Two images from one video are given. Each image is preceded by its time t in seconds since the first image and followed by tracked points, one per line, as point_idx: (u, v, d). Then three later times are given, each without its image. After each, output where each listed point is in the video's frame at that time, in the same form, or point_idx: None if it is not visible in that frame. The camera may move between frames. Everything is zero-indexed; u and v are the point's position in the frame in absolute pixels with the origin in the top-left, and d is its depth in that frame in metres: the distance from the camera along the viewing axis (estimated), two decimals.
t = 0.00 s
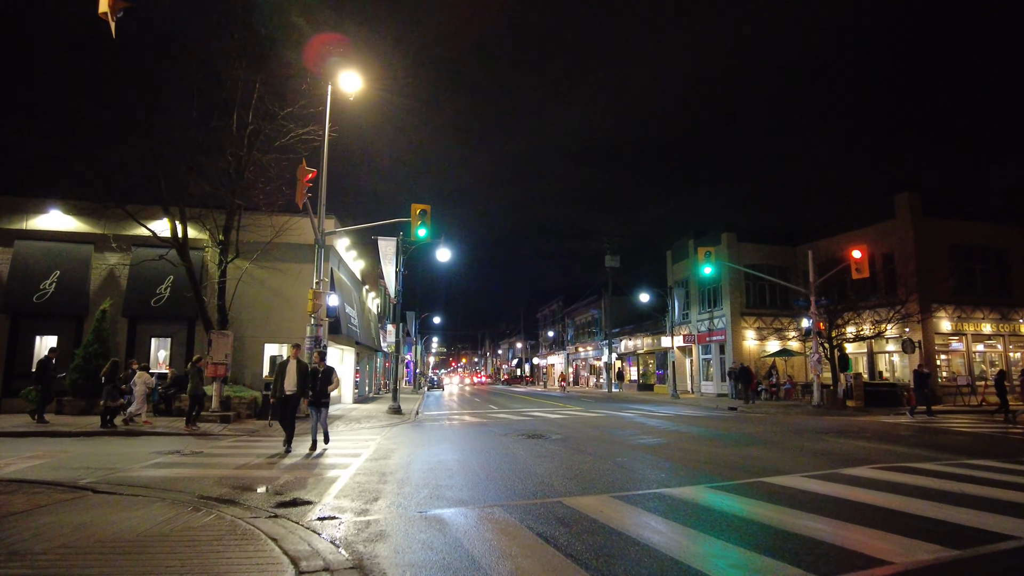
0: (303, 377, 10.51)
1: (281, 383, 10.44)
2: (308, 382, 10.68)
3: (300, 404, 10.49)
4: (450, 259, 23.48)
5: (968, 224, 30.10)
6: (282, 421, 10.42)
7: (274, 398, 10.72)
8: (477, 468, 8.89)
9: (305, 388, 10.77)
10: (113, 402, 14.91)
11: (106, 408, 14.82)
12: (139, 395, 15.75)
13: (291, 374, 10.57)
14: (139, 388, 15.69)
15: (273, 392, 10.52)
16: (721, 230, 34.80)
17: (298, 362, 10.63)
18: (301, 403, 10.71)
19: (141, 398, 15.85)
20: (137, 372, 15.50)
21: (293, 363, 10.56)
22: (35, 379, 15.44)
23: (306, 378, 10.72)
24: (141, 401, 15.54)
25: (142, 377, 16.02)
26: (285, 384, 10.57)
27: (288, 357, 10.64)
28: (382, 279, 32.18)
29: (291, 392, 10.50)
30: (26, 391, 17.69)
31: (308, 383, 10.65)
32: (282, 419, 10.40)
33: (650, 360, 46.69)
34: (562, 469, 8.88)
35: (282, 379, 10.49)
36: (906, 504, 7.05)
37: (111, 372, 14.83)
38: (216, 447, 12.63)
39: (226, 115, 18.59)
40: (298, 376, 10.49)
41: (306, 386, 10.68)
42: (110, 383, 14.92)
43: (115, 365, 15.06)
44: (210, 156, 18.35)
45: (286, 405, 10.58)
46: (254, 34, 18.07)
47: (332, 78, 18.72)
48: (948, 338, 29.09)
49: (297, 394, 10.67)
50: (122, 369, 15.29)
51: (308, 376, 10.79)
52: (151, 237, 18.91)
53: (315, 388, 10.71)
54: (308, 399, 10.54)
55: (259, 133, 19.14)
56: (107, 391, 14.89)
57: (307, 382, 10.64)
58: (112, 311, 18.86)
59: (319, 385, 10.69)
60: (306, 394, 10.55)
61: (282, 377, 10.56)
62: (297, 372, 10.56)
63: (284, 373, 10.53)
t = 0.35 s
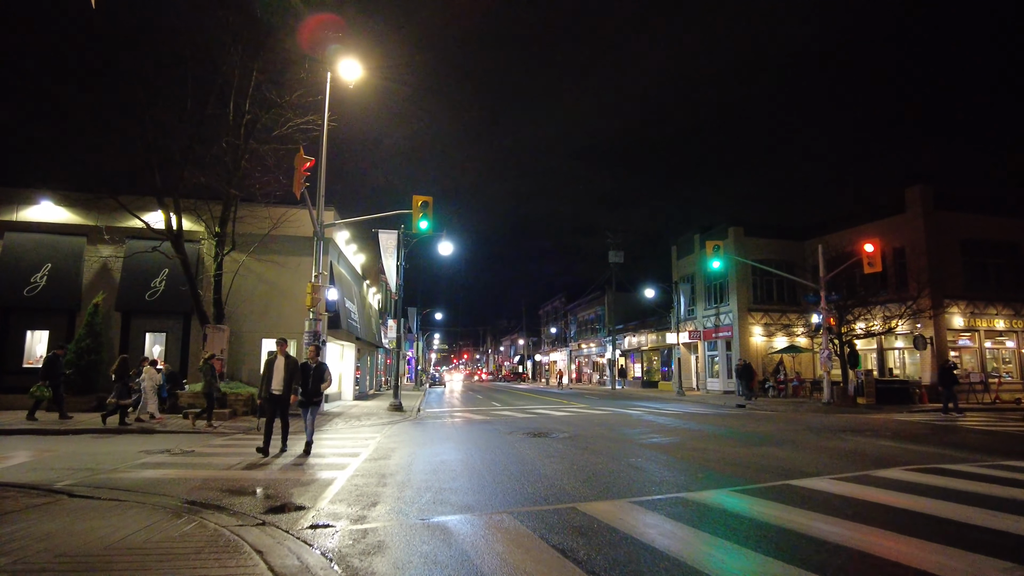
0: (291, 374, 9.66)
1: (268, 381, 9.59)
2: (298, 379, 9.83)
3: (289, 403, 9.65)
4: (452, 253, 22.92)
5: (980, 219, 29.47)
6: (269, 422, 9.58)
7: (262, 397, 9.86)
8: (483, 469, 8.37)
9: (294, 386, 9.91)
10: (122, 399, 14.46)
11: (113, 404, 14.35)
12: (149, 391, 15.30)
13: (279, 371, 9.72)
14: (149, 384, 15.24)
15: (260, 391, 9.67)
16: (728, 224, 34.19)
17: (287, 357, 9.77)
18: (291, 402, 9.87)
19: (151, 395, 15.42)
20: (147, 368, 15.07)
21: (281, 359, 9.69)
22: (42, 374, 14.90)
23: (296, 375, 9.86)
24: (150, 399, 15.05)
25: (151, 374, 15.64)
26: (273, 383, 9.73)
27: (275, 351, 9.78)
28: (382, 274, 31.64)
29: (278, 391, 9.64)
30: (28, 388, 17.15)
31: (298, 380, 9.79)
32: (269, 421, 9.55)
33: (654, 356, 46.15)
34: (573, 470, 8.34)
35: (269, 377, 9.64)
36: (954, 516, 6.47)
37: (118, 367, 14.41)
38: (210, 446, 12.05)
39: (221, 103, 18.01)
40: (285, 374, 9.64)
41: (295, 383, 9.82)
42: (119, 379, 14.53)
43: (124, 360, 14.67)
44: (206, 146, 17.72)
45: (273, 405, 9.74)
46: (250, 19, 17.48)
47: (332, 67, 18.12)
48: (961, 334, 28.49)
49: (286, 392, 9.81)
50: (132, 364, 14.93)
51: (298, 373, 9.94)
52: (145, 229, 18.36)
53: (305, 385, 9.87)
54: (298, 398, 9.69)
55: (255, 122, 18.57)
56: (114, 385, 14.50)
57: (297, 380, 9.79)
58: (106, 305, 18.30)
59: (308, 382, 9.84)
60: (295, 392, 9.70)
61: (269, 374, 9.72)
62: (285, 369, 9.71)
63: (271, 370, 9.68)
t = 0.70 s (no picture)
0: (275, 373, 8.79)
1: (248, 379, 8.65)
2: (282, 378, 8.97)
3: (272, 405, 8.76)
4: (452, 249, 22.42)
5: (989, 215, 28.97)
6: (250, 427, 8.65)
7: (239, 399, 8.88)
8: (484, 476, 7.87)
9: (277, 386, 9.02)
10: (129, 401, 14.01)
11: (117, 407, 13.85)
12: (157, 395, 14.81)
13: (260, 369, 8.76)
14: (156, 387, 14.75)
15: (239, 392, 8.71)
16: (732, 221, 33.68)
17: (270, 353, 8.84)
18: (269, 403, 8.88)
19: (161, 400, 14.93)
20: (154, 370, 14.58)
21: (263, 356, 8.74)
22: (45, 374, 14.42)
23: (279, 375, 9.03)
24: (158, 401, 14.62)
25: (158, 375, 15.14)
26: (251, 382, 8.74)
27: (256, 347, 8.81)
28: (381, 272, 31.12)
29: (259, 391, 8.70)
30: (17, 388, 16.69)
31: (281, 379, 8.92)
32: (250, 424, 8.63)
33: (656, 355, 45.67)
34: (580, 478, 7.85)
35: (248, 376, 8.67)
36: (992, 529, 5.98)
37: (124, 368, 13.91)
38: (198, 448, 11.51)
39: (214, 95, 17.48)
40: (269, 371, 8.73)
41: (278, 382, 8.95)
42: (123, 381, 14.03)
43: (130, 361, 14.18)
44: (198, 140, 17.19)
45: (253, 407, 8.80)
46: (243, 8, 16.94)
47: (328, 58, 17.63)
48: (969, 332, 27.99)
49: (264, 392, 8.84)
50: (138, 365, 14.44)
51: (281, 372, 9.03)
52: (136, 225, 17.83)
53: (289, 384, 9.09)
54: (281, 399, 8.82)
55: (249, 115, 18.04)
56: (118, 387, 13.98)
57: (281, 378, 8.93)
58: (95, 303, 17.77)
59: (293, 381, 9.05)
60: (278, 392, 8.81)
61: (248, 373, 8.73)
62: (268, 366, 8.77)
63: (251, 367, 8.70)
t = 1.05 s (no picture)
0: (252, 375, 8.05)
1: (223, 384, 7.93)
2: (260, 381, 8.29)
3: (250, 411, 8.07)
4: (450, 246, 21.87)
5: (997, 212, 28.44)
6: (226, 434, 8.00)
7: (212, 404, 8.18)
8: (486, 486, 7.29)
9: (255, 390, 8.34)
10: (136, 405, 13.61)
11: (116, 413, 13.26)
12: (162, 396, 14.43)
13: (236, 373, 8.05)
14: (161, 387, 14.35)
15: (212, 398, 7.98)
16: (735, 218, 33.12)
17: (248, 355, 8.13)
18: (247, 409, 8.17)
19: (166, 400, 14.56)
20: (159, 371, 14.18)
21: (240, 359, 8.04)
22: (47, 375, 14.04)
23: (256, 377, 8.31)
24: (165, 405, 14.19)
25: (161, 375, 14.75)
26: (227, 386, 8.04)
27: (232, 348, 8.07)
28: (378, 270, 30.55)
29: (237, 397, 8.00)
30: None
31: (259, 382, 8.24)
32: (226, 432, 7.98)
33: (657, 354, 45.14)
34: (590, 487, 7.27)
35: (225, 380, 7.94)
36: None
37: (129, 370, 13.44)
38: (183, 452, 10.90)
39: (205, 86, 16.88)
40: (247, 375, 8.02)
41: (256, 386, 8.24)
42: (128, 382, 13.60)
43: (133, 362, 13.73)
44: (188, 132, 16.59)
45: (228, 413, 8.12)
46: None
47: (323, 48, 17.03)
48: (978, 331, 27.47)
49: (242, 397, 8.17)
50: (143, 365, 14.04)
51: (258, 374, 8.31)
52: (123, 220, 17.21)
53: (267, 388, 8.32)
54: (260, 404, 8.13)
55: (241, 107, 17.45)
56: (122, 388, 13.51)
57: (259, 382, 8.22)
58: (80, 301, 17.17)
59: (272, 384, 8.31)
60: (256, 397, 8.12)
61: (225, 377, 8.00)
62: (245, 369, 8.08)
63: (226, 371, 7.98)
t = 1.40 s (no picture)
0: (233, 370, 7.26)
1: (200, 377, 7.18)
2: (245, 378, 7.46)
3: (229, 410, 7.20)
4: (453, 241, 21.34)
5: (1012, 208, 27.84)
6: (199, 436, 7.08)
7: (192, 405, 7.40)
8: (496, 492, 6.73)
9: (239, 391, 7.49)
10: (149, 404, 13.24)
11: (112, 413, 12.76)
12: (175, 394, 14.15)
13: (217, 368, 7.29)
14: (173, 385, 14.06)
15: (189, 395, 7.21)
16: (743, 214, 32.54)
17: (231, 348, 7.39)
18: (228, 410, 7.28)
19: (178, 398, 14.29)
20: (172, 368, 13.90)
21: (222, 353, 7.31)
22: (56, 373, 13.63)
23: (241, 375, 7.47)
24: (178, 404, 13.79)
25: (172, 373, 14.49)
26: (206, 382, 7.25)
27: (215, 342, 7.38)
28: (379, 267, 30.02)
29: (215, 394, 7.19)
30: None
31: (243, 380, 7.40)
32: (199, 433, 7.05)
33: (662, 353, 44.58)
34: (608, 494, 6.71)
35: (202, 375, 7.19)
36: None
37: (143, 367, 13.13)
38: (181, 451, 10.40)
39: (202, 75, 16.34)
40: (226, 369, 7.22)
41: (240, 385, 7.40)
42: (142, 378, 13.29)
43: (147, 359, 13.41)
44: (184, 123, 16.05)
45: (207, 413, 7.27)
46: None
47: (323, 36, 16.52)
48: (992, 330, 26.89)
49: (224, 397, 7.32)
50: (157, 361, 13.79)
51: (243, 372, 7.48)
52: (117, 214, 16.67)
53: (253, 388, 7.45)
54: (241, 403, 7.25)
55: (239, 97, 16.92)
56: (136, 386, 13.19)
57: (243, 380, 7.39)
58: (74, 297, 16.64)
59: (259, 384, 7.44)
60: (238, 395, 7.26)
61: (203, 371, 7.23)
62: (225, 364, 7.30)
63: (205, 365, 7.23)
